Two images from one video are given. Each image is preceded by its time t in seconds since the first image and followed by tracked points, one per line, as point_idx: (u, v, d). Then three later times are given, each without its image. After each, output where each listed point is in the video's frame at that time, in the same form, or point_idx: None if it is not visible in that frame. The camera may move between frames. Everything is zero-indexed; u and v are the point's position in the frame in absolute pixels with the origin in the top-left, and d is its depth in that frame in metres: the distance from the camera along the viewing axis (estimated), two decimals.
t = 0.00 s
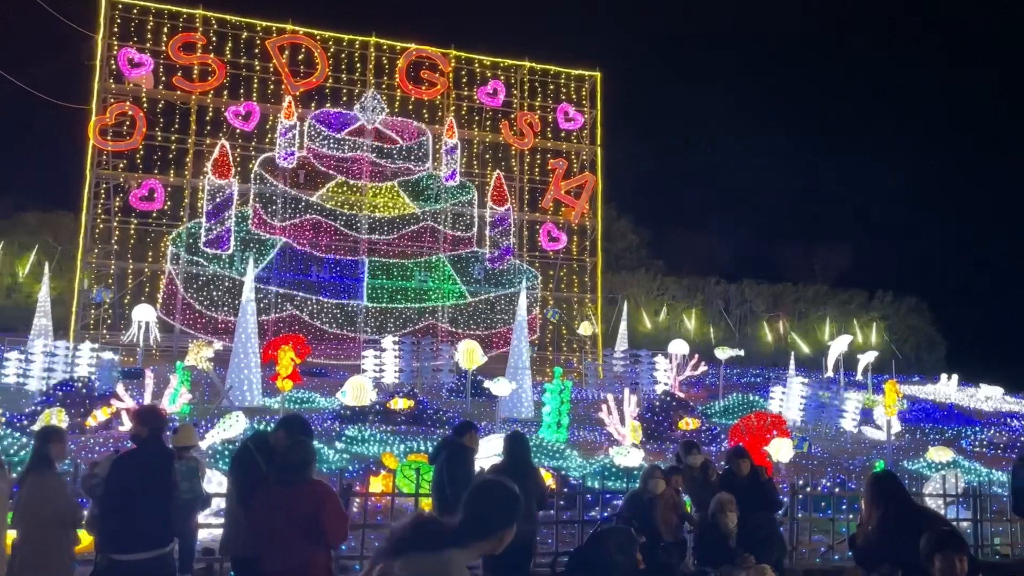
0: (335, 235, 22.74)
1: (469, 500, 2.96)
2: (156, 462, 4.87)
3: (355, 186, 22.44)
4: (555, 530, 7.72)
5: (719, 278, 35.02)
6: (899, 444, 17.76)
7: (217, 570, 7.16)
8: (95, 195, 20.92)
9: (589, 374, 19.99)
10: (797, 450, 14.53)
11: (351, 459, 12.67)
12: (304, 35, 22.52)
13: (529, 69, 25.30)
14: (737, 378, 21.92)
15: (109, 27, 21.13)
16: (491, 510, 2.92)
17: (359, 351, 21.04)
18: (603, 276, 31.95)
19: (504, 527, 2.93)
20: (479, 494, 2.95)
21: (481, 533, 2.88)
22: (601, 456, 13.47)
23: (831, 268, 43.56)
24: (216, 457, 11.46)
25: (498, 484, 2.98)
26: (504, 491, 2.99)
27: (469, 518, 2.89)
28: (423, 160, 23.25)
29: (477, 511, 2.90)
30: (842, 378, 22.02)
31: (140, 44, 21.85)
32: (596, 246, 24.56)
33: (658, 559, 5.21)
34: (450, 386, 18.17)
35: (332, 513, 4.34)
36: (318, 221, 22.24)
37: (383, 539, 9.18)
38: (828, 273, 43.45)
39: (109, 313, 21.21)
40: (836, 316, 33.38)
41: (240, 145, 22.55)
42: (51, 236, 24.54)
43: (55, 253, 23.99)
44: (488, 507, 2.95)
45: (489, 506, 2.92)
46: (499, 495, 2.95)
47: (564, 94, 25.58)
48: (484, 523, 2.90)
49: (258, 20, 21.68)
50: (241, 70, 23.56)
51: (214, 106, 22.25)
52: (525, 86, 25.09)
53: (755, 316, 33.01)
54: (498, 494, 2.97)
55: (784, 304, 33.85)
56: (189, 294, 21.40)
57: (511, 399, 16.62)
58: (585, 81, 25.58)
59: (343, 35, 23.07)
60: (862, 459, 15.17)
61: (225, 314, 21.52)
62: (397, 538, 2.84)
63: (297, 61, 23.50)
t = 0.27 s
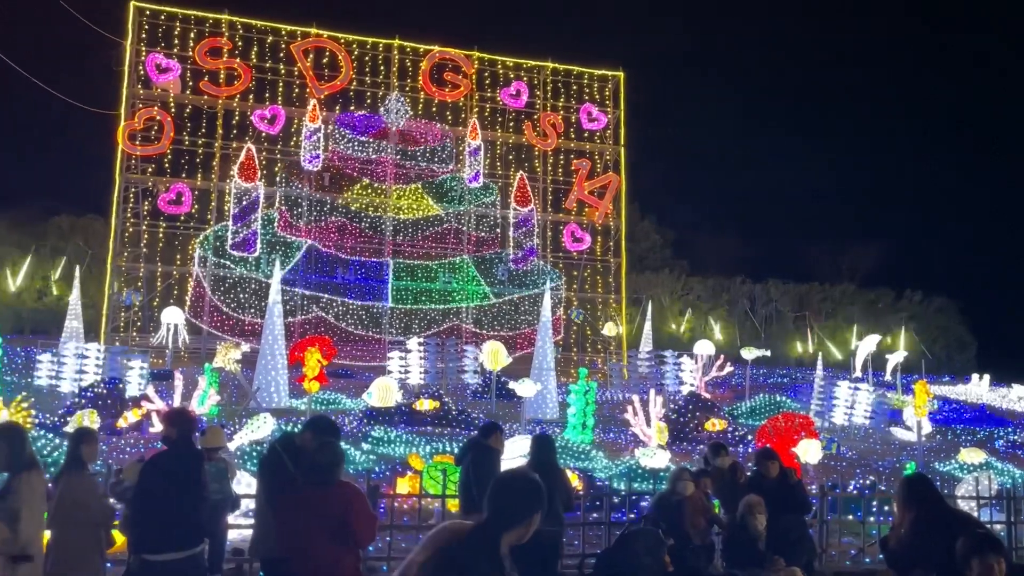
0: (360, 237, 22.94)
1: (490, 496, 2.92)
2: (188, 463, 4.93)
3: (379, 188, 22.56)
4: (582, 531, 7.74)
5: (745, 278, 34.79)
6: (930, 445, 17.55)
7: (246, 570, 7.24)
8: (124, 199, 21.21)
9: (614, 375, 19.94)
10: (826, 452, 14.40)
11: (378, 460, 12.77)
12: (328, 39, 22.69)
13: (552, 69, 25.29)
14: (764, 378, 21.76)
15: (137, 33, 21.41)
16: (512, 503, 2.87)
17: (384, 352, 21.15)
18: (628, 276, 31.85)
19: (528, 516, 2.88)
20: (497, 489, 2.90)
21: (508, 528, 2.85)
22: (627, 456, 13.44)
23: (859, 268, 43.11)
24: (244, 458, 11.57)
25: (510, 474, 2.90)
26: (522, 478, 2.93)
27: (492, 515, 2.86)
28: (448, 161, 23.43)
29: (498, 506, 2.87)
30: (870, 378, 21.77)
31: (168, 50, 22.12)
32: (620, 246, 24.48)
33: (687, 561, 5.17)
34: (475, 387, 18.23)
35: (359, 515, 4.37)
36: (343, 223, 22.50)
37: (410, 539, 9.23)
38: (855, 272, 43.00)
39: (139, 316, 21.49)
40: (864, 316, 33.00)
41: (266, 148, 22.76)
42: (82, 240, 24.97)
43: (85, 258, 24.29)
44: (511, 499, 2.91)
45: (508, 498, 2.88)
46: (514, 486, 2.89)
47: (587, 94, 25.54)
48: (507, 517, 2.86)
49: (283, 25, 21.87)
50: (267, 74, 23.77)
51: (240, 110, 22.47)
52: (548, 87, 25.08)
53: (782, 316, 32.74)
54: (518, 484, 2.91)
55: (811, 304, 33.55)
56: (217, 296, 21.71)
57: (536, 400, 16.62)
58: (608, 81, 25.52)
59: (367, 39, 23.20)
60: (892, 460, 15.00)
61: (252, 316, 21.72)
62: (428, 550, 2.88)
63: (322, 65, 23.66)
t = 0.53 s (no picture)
0: (403, 240, 23.11)
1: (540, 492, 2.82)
2: (240, 465, 4.99)
3: (422, 191, 22.71)
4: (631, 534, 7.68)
5: (791, 277, 34.26)
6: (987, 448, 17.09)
7: (298, 570, 7.33)
8: (173, 205, 21.65)
9: (659, 376, 19.79)
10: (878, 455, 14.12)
11: (423, 462, 12.98)
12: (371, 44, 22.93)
13: (593, 70, 25.21)
14: (812, 379, 21.39)
15: (185, 42, 21.84)
16: (563, 497, 2.78)
17: (428, 354, 21.28)
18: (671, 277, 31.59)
19: (581, 506, 2.79)
20: (546, 485, 2.80)
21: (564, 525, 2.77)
22: (674, 459, 13.32)
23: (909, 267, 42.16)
24: (293, 459, 11.73)
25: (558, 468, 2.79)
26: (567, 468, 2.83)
27: (546, 510, 2.78)
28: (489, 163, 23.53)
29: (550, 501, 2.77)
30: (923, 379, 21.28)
31: (214, 58, 22.54)
32: (664, 247, 24.29)
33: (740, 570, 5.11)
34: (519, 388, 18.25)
35: (409, 515, 4.38)
36: (386, 226, 22.66)
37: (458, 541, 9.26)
38: (906, 271, 42.07)
39: (189, 319, 21.92)
40: (916, 316, 32.26)
41: (310, 153, 23.05)
42: (133, 246, 25.56)
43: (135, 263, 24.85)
44: (560, 488, 2.82)
45: (558, 492, 2.78)
46: (563, 480, 2.78)
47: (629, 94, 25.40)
48: (558, 511, 2.78)
49: (326, 31, 22.14)
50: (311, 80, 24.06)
51: (285, 116, 22.80)
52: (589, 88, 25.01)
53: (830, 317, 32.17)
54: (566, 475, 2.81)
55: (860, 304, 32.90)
56: (263, 300, 21.85)
57: (581, 402, 16.58)
58: (650, 81, 25.36)
59: (409, 43, 23.36)
60: (948, 464, 14.64)
61: (298, 319, 22.01)
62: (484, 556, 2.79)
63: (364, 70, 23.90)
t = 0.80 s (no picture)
0: (441, 244, 23.07)
1: (601, 490, 3.29)
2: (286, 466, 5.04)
3: (459, 194, 22.78)
4: (675, 538, 7.56)
5: (834, 277, 33.69)
6: None
7: (344, 572, 7.39)
8: (216, 210, 22.01)
9: (700, 378, 19.59)
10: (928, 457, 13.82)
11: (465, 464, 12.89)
12: (408, 49, 23.11)
13: (630, 70, 25.08)
14: (857, 380, 20.96)
15: (226, 51, 22.21)
16: (621, 494, 3.24)
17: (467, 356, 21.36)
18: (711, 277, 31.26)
19: (638, 502, 3.23)
20: (605, 484, 3.27)
21: (622, 519, 3.22)
22: (717, 462, 13.17)
23: (957, 265, 41.19)
24: (337, 461, 11.81)
25: (612, 473, 3.25)
26: (626, 469, 3.27)
27: (610, 511, 3.23)
28: (526, 165, 23.55)
29: (609, 498, 3.24)
30: (973, 379, 20.76)
31: (255, 65, 22.87)
32: (703, 247, 24.05)
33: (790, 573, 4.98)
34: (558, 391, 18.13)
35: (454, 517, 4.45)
36: (425, 229, 22.76)
37: (501, 544, 9.25)
38: (954, 270, 41.11)
39: (232, 323, 22.23)
40: (965, 315, 31.47)
41: (349, 158, 23.25)
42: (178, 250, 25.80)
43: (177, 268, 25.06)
44: (621, 489, 3.26)
45: (617, 490, 3.24)
46: (619, 483, 3.23)
47: (666, 94, 25.22)
48: (618, 506, 3.23)
49: (364, 36, 22.34)
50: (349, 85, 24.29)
51: (324, 122, 23.04)
52: (626, 88, 24.88)
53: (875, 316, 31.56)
54: (623, 475, 3.26)
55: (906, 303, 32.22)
56: (304, 304, 22.16)
57: (621, 404, 16.45)
58: (688, 80, 25.15)
59: (446, 46, 23.48)
60: (1000, 467, 14.25)
61: (338, 323, 22.21)
62: (555, 544, 3.31)
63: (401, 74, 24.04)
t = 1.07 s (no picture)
0: (480, 247, 22.89)
1: (652, 485, 3.57)
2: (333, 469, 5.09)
3: (497, 197, 22.82)
4: (721, 544, 7.39)
5: (880, 276, 33.03)
6: None
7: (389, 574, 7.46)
8: (259, 217, 22.33)
9: (743, 380, 19.33)
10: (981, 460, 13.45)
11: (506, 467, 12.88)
12: (446, 54, 23.24)
13: (669, 70, 24.90)
14: (906, 381, 20.51)
15: (267, 59, 22.53)
16: (672, 487, 3.51)
17: (508, 359, 21.29)
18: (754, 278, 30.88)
19: (688, 495, 3.49)
20: (656, 479, 3.55)
21: (674, 511, 3.49)
22: (763, 465, 12.98)
23: (1009, 263, 40.10)
24: (380, 465, 11.88)
25: (660, 468, 3.53)
26: (674, 465, 3.54)
27: (662, 504, 3.51)
28: (564, 168, 23.15)
29: (660, 492, 3.51)
30: None
31: (296, 73, 23.18)
32: (745, 247, 23.76)
33: None
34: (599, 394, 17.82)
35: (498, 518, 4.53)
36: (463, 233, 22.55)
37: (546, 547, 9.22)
38: (1005, 268, 40.05)
39: (275, 328, 22.53)
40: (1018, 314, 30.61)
41: (388, 163, 23.43)
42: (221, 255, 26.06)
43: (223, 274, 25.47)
44: (672, 482, 3.53)
45: (667, 484, 3.51)
46: (667, 476, 3.51)
47: (706, 93, 24.99)
48: (669, 499, 3.51)
49: (402, 42, 22.51)
50: (388, 91, 24.47)
51: (364, 127, 23.25)
52: (665, 88, 24.71)
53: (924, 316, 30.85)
54: (672, 471, 3.53)
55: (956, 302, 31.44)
56: (345, 308, 22.39)
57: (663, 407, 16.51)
58: (728, 78, 24.90)
59: (483, 50, 23.55)
60: None
61: (379, 327, 22.37)
62: (612, 536, 3.61)
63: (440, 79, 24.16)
